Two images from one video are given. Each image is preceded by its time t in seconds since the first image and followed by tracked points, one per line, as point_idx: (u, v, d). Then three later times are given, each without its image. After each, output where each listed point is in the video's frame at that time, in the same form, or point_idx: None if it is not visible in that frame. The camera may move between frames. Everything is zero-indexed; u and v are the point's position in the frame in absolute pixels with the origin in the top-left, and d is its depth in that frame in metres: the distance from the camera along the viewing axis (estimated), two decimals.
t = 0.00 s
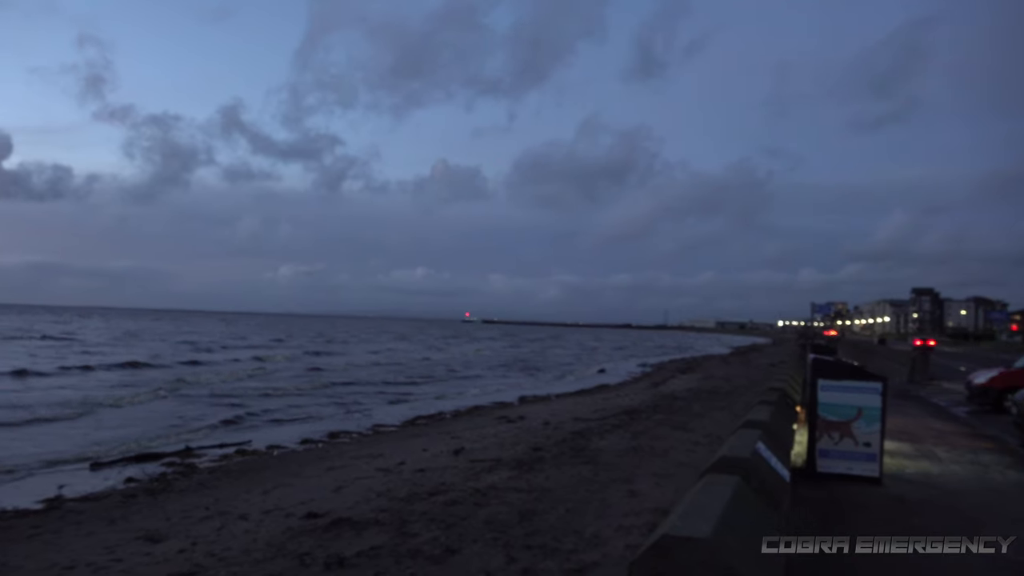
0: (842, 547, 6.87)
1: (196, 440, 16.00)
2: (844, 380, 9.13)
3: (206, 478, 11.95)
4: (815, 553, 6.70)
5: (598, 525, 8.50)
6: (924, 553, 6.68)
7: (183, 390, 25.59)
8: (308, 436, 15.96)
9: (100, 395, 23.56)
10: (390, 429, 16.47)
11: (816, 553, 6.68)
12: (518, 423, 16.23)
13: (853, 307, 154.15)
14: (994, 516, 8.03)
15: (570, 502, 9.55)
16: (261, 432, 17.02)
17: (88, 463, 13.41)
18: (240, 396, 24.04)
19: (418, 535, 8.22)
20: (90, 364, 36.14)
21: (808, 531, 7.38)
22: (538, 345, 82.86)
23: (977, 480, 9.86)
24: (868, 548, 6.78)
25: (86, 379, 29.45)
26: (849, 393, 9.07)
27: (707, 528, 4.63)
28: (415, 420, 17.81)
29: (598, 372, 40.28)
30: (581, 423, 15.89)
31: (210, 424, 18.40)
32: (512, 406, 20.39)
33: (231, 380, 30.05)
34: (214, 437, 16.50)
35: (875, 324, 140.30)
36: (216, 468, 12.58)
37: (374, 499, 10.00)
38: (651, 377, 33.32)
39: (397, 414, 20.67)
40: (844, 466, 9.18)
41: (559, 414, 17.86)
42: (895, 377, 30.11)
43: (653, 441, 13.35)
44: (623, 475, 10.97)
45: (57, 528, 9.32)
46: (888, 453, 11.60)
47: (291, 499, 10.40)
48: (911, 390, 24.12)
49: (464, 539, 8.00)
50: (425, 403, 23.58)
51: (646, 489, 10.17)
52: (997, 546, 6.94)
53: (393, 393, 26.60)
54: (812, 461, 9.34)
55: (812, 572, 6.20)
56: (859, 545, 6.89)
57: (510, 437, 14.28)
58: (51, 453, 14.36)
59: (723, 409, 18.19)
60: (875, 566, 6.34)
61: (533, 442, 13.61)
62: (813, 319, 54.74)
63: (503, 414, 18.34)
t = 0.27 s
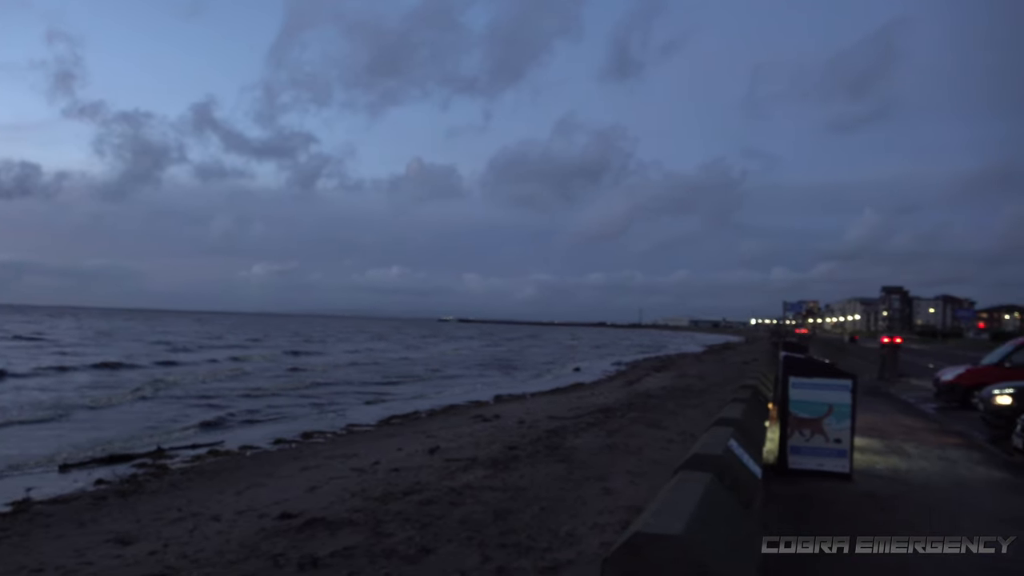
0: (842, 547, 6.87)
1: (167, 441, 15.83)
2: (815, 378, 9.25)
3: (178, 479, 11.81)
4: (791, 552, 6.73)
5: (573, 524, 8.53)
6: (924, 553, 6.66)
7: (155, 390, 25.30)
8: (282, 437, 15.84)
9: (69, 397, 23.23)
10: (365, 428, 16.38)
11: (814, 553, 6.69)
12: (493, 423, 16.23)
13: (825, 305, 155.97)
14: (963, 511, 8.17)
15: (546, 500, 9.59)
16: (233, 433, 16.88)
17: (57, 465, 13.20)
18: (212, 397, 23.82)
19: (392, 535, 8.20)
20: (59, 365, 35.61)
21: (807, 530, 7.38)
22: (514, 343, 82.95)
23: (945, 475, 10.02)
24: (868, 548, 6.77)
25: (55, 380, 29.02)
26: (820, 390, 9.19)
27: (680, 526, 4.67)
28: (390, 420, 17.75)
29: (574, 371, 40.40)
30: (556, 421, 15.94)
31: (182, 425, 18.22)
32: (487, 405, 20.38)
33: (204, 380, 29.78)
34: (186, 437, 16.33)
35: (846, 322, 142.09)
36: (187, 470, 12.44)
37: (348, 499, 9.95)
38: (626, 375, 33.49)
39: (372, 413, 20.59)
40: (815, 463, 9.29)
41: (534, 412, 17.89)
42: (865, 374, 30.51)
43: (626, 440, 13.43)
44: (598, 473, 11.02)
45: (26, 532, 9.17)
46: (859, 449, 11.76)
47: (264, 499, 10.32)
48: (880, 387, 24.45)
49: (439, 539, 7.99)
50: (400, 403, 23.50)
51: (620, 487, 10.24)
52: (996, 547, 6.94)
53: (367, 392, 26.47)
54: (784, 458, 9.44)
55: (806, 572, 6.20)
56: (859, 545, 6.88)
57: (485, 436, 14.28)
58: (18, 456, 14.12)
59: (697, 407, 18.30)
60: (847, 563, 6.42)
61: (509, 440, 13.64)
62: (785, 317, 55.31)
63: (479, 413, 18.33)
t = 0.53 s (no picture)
0: (842, 547, 6.86)
1: (140, 442, 15.64)
2: (789, 376, 9.34)
3: (151, 481, 11.68)
4: (764, 552, 6.73)
5: (550, 522, 8.55)
6: (923, 553, 6.65)
7: (128, 391, 25.00)
8: (258, 437, 15.71)
9: (39, 398, 22.89)
10: (342, 428, 16.29)
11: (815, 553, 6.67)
12: (471, 422, 16.20)
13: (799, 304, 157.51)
14: (934, 507, 8.29)
15: (523, 499, 9.60)
16: (207, 434, 16.72)
17: (26, 468, 13.01)
18: (186, 398, 23.58)
19: (369, 535, 8.17)
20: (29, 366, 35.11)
21: (807, 529, 7.37)
22: (492, 343, 82.98)
23: (916, 472, 10.16)
24: (868, 548, 6.75)
25: (25, 381, 28.58)
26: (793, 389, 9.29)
27: (655, 524, 4.70)
28: (366, 419, 17.69)
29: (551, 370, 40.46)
30: (533, 420, 15.96)
31: (155, 426, 18.03)
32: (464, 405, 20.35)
33: (178, 380, 29.48)
34: (158, 439, 16.17)
35: (820, 321, 143.59)
36: (160, 471, 12.31)
37: (324, 500, 9.90)
38: (602, 374, 33.60)
39: (348, 414, 20.48)
40: (789, 460, 9.38)
41: (511, 411, 17.89)
42: (838, 373, 30.86)
43: (603, 438, 13.46)
44: (575, 472, 11.05)
45: None
46: (832, 446, 11.89)
47: (239, 500, 10.23)
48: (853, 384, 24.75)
49: (416, 539, 7.97)
50: (376, 403, 23.41)
51: (597, 486, 10.27)
52: (996, 546, 6.92)
53: (343, 392, 26.32)
54: (758, 455, 9.53)
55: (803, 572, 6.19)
56: (860, 545, 6.86)
57: (462, 435, 14.26)
58: None
59: (674, 405, 18.39)
60: (820, 560, 6.49)
61: (486, 440, 13.63)
62: (760, 316, 55.77)
63: (456, 413, 18.29)
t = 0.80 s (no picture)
0: (842, 547, 6.87)
1: (113, 443, 15.46)
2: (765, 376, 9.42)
3: (124, 481, 11.55)
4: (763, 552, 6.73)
5: (527, 522, 8.56)
6: (923, 553, 6.68)
7: (101, 391, 24.69)
8: (234, 438, 15.58)
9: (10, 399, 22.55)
10: (319, 429, 16.20)
11: (814, 553, 6.68)
12: (448, 422, 16.16)
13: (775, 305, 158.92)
14: (907, 506, 8.40)
15: (501, 499, 9.60)
16: (182, 434, 16.56)
17: None
18: (160, 398, 23.34)
19: (345, 536, 8.13)
20: None
21: (801, 530, 7.39)
22: (471, 343, 82.94)
23: (889, 471, 10.29)
24: (868, 548, 6.77)
25: None
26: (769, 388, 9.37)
27: (632, 523, 4.72)
28: (344, 420, 17.61)
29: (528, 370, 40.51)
30: (511, 420, 15.96)
31: (128, 426, 17.83)
32: (442, 405, 20.32)
33: (152, 380, 29.17)
34: (132, 439, 15.99)
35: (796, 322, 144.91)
36: (133, 472, 12.18)
37: (300, 500, 9.85)
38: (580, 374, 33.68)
39: (325, 414, 20.37)
40: (764, 460, 9.46)
41: (489, 411, 17.87)
42: (812, 373, 31.17)
43: (580, 438, 13.49)
44: (552, 471, 11.07)
45: None
46: (806, 446, 12.02)
47: (215, 501, 10.15)
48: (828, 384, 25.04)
49: (393, 539, 7.95)
50: (353, 403, 23.30)
51: (574, 486, 10.29)
52: (996, 546, 6.95)
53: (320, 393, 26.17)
54: (734, 455, 9.59)
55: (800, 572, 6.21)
56: (859, 545, 6.88)
57: (440, 435, 14.24)
58: None
59: (651, 405, 18.46)
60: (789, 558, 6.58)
61: (464, 440, 13.61)
62: (736, 317, 56.11)
63: (434, 412, 18.24)
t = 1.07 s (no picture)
0: (842, 547, 6.87)
1: (89, 445, 15.28)
2: (744, 375, 9.48)
3: (100, 483, 11.43)
4: (764, 551, 6.74)
5: (507, 522, 8.57)
6: (923, 553, 6.69)
7: (77, 392, 24.41)
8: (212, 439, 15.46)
9: None
10: (298, 429, 16.12)
11: (814, 553, 6.69)
12: (428, 422, 16.14)
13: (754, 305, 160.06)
14: (884, 503, 8.50)
15: (481, 499, 9.60)
16: (159, 436, 16.41)
17: None
18: (137, 399, 23.11)
19: (324, 536, 8.10)
20: None
21: (796, 530, 7.41)
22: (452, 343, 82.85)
23: (865, 469, 10.41)
24: (868, 548, 6.79)
25: None
26: (747, 388, 9.43)
27: (611, 523, 4.74)
28: (323, 420, 17.53)
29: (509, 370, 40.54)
30: (491, 420, 15.97)
31: (105, 427, 17.65)
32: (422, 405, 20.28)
33: (129, 381, 28.89)
34: (108, 441, 15.81)
35: (775, 322, 146.01)
36: (109, 473, 12.05)
37: (279, 501, 9.79)
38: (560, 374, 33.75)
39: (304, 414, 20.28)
40: (742, 459, 9.53)
41: (468, 411, 17.86)
42: (790, 372, 31.41)
43: (560, 438, 13.51)
44: (532, 471, 11.09)
45: None
46: (784, 445, 12.12)
47: (192, 503, 10.07)
48: (806, 383, 25.26)
49: (373, 540, 7.93)
50: (333, 403, 23.20)
51: (554, 486, 10.30)
52: (996, 546, 6.95)
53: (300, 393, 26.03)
54: (712, 454, 9.65)
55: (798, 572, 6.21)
56: (859, 545, 6.88)
57: (419, 435, 14.21)
58: None
59: (630, 405, 18.52)
60: (760, 554, 6.67)
61: (443, 440, 13.59)
62: (715, 317, 56.42)
63: (413, 413, 18.21)
